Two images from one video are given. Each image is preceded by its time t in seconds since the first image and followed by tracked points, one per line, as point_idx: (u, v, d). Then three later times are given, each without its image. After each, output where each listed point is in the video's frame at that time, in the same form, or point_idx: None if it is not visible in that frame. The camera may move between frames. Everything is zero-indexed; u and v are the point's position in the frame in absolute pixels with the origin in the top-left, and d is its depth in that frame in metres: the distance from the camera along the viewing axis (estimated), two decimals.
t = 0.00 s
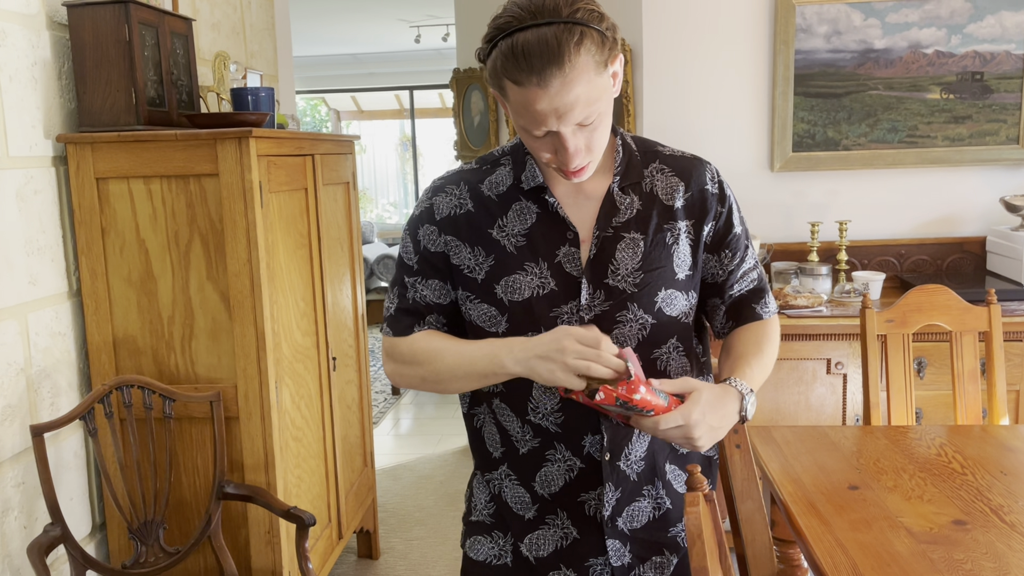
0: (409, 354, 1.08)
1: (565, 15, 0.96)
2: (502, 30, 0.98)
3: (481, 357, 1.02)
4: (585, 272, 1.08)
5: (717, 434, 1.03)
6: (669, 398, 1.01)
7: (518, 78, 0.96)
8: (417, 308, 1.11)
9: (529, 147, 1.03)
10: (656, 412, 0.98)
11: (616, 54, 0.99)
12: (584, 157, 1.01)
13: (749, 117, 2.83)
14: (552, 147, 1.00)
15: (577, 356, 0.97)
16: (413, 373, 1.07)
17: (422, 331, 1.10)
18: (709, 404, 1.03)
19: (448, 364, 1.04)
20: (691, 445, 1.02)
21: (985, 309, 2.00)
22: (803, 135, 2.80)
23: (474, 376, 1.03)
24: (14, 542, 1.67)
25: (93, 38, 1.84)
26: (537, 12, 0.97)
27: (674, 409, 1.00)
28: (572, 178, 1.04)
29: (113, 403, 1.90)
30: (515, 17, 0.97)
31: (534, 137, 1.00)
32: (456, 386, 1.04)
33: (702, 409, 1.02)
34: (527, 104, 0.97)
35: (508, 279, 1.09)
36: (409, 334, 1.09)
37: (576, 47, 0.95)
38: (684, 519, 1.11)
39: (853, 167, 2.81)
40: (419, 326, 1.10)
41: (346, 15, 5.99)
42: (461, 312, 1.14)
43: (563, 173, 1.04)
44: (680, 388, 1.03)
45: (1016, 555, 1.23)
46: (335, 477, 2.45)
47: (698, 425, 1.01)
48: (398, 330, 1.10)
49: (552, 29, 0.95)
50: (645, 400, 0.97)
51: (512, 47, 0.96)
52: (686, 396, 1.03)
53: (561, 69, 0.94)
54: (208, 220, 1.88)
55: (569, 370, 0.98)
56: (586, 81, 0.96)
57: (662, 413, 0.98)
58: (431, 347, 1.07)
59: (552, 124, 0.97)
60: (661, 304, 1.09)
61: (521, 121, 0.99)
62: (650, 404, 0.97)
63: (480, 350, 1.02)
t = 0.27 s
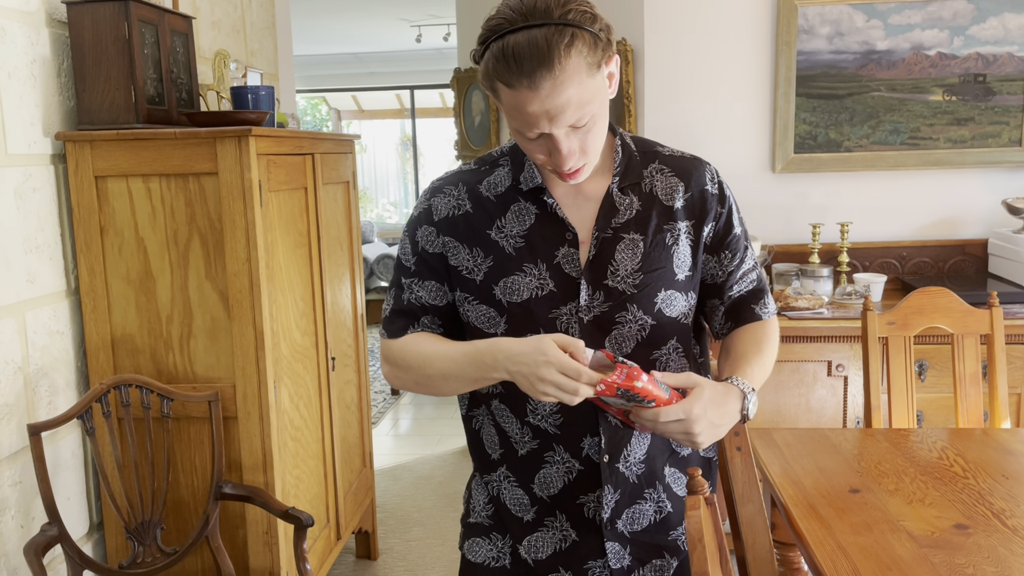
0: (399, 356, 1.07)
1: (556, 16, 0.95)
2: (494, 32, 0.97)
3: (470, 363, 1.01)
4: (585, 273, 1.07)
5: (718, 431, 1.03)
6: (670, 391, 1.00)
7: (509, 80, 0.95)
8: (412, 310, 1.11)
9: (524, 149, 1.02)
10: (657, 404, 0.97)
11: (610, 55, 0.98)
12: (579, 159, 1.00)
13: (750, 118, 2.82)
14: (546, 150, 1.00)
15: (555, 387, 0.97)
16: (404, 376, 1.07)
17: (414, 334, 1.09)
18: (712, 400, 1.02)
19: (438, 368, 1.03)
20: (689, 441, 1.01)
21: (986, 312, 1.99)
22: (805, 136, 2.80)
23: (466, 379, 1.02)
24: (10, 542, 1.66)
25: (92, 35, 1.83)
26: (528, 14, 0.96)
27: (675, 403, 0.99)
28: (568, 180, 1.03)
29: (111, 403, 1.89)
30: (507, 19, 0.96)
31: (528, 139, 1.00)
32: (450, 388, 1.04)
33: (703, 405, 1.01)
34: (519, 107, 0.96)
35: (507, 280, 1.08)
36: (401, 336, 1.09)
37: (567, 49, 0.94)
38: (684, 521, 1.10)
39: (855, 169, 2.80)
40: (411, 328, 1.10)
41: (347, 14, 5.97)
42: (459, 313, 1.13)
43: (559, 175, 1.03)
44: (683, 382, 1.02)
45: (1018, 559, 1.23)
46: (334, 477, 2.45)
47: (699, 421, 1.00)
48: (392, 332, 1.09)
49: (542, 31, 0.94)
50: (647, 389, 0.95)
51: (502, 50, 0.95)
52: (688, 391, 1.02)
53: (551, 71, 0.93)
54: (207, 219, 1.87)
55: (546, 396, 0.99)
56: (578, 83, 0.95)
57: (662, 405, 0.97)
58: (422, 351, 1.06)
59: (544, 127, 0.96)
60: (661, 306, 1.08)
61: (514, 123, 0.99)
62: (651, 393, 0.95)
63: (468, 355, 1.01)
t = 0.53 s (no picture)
0: (390, 348, 1.05)
1: (552, 10, 0.94)
2: (490, 27, 0.97)
3: (464, 359, 0.99)
4: (585, 271, 1.06)
5: (716, 426, 1.01)
6: (665, 389, 0.99)
7: (504, 75, 0.94)
8: (407, 301, 1.08)
9: (521, 145, 1.01)
10: (651, 403, 0.97)
11: (606, 49, 0.97)
12: (576, 154, 0.99)
13: (753, 118, 2.81)
14: (543, 145, 0.99)
15: (558, 398, 0.97)
16: (394, 368, 1.05)
17: (407, 326, 1.07)
18: (707, 394, 1.00)
19: (430, 362, 1.02)
20: (689, 437, 1.00)
21: (989, 313, 1.98)
22: (807, 136, 2.79)
23: (458, 377, 1.00)
24: (8, 540, 1.66)
25: (93, 31, 1.83)
26: (524, 8, 0.95)
27: (670, 400, 0.98)
28: (566, 176, 1.02)
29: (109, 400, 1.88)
30: (502, 13, 0.96)
31: (525, 135, 0.99)
32: (440, 383, 1.02)
33: (698, 399, 0.99)
34: (515, 102, 0.95)
35: (506, 277, 1.08)
36: (394, 327, 1.07)
37: (563, 43, 0.93)
38: (684, 521, 1.09)
39: (857, 169, 2.79)
40: (405, 320, 1.07)
41: (349, 13, 5.97)
42: (458, 310, 1.12)
43: (556, 171, 1.02)
44: (677, 379, 1.01)
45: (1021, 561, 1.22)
46: (333, 476, 2.44)
47: (696, 415, 0.99)
48: (385, 323, 1.07)
49: (538, 26, 0.93)
50: (636, 388, 0.96)
51: (498, 45, 0.94)
52: (684, 387, 1.01)
53: (547, 65, 0.93)
54: (206, 216, 1.86)
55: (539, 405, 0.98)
56: (574, 77, 0.94)
57: (657, 405, 0.97)
58: (414, 344, 1.04)
59: (541, 121, 0.95)
60: (661, 303, 1.07)
61: (510, 118, 0.98)
62: (642, 392, 0.96)
63: (463, 352, 1.00)
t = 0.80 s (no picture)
0: (388, 347, 1.04)
1: (560, 7, 0.93)
2: (497, 23, 0.95)
3: (467, 368, 0.99)
4: (588, 271, 1.05)
5: (718, 426, 0.99)
6: (659, 395, 0.97)
7: (511, 71, 0.93)
8: (405, 300, 1.07)
9: (526, 143, 1.00)
10: (646, 412, 0.95)
11: (614, 48, 0.96)
12: (582, 153, 0.98)
13: (756, 119, 2.80)
14: (549, 143, 0.98)
15: (563, 419, 0.96)
16: (389, 367, 1.04)
17: (406, 325, 1.06)
18: (703, 395, 0.98)
19: (428, 367, 1.02)
20: (691, 439, 0.99)
21: (994, 315, 1.97)
22: (810, 137, 2.78)
23: (457, 384, 1.00)
24: (5, 540, 1.64)
25: (92, 28, 1.81)
26: (532, 5, 0.93)
27: (666, 405, 0.97)
28: (571, 176, 1.01)
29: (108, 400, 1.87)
30: (510, 9, 0.94)
31: (530, 133, 0.98)
32: (435, 389, 1.02)
33: (695, 401, 0.98)
34: (521, 99, 0.94)
35: (509, 277, 1.06)
36: (393, 325, 1.06)
37: (570, 40, 0.92)
38: (688, 525, 1.08)
39: (860, 171, 2.78)
40: (403, 319, 1.06)
41: (351, 12, 5.95)
42: (460, 310, 1.11)
43: (562, 170, 1.01)
44: (671, 384, 1.00)
45: None
46: (332, 477, 2.43)
47: (694, 419, 0.97)
48: (382, 320, 1.06)
49: (546, 22, 0.92)
50: (627, 401, 0.94)
51: (505, 41, 0.93)
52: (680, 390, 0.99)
53: (554, 63, 0.91)
54: (206, 215, 1.85)
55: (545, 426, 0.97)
56: (582, 75, 0.93)
57: (652, 412, 0.96)
58: (414, 347, 1.03)
59: (547, 119, 0.94)
60: (666, 304, 1.06)
61: (517, 116, 0.97)
62: (634, 403, 0.94)
63: (466, 361, 1.00)
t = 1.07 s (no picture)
0: (391, 355, 1.03)
1: (574, 10, 0.92)
2: (509, 24, 0.94)
3: (467, 381, 0.98)
4: (597, 277, 1.04)
5: (729, 432, 0.97)
6: (667, 401, 0.96)
7: (523, 74, 0.92)
8: (408, 305, 1.06)
9: (536, 146, 0.99)
10: (655, 418, 0.94)
11: (628, 52, 0.95)
12: (592, 158, 0.97)
13: (760, 121, 2.79)
14: (559, 148, 0.96)
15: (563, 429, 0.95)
16: (391, 375, 1.03)
17: (409, 332, 1.05)
18: (713, 401, 0.97)
19: (428, 378, 1.00)
20: (701, 446, 0.98)
21: (1000, 320, 1.95)
22: (814, 139, 2.76)
23: (457, 397, 0.99)
24: (4, 544, 1.63)
25: (93, 29, 1.80)
26: (545, 7, 0.92)
27: (674, 412, 0.95)
28: (581, 180, 1.00)
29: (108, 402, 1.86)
30: (523, 11, 0.93)
31: (541, 136, 0.97)
32: (435, 400, 1.00)
33: (704, 407, 0.97)
34: (533, 102, 0.93)
35: (516, 283, 1.05)
36: (396, 332, 1.04)
37: (584, 44, 0.90)
38: (694, 534, 1.06)
39: (865, 173, 2.76)
40: (406, 326, 1.05)
41: (352, 13, 5.94)
42: (465, 316, 1.09)
43: (571, 174, 1.00)
44: (679, 391, 0.99)
45: None
46: (334, 479, 2.42)
47: (704, 425, 0.96)
48: (385, 327, 1.04)
49: (559, 25, 0.91)
50: (636, 406, 0.92)
51: (517, 43, 0.92)
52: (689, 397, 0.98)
53: (567, 66, 0.90)
54: (208, 217, 1.84)
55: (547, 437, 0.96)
56: (594, 79, 0.92)
57: (661, 418, 0.94)
58: (415, 356, 1.02)
59: (558, 123, 0.93)
60: (675, 309, 1.05)
61: (528, 119, 0.96)
62: (643, 408, 0.92)
63: (467, 374, 0.98)
